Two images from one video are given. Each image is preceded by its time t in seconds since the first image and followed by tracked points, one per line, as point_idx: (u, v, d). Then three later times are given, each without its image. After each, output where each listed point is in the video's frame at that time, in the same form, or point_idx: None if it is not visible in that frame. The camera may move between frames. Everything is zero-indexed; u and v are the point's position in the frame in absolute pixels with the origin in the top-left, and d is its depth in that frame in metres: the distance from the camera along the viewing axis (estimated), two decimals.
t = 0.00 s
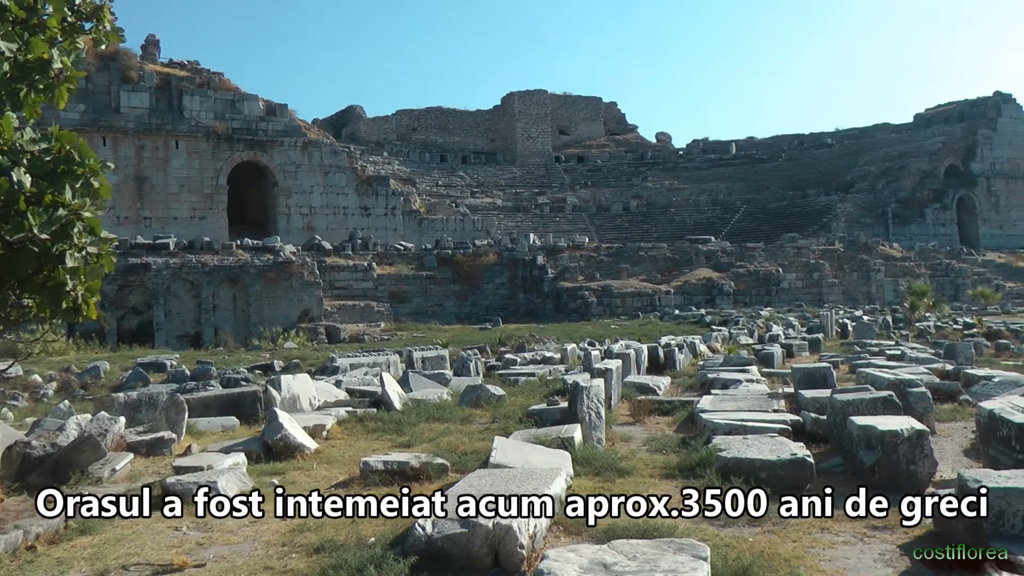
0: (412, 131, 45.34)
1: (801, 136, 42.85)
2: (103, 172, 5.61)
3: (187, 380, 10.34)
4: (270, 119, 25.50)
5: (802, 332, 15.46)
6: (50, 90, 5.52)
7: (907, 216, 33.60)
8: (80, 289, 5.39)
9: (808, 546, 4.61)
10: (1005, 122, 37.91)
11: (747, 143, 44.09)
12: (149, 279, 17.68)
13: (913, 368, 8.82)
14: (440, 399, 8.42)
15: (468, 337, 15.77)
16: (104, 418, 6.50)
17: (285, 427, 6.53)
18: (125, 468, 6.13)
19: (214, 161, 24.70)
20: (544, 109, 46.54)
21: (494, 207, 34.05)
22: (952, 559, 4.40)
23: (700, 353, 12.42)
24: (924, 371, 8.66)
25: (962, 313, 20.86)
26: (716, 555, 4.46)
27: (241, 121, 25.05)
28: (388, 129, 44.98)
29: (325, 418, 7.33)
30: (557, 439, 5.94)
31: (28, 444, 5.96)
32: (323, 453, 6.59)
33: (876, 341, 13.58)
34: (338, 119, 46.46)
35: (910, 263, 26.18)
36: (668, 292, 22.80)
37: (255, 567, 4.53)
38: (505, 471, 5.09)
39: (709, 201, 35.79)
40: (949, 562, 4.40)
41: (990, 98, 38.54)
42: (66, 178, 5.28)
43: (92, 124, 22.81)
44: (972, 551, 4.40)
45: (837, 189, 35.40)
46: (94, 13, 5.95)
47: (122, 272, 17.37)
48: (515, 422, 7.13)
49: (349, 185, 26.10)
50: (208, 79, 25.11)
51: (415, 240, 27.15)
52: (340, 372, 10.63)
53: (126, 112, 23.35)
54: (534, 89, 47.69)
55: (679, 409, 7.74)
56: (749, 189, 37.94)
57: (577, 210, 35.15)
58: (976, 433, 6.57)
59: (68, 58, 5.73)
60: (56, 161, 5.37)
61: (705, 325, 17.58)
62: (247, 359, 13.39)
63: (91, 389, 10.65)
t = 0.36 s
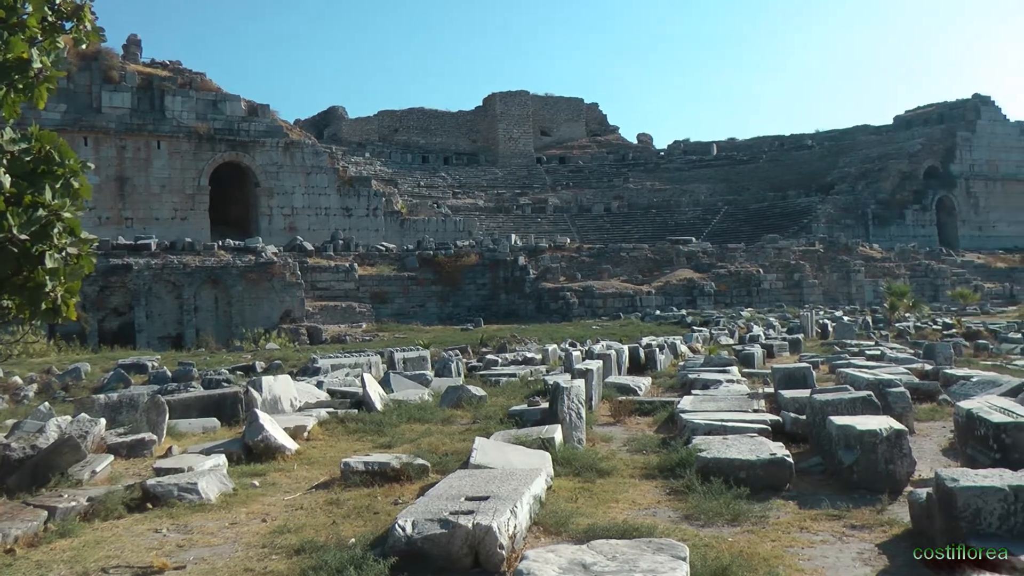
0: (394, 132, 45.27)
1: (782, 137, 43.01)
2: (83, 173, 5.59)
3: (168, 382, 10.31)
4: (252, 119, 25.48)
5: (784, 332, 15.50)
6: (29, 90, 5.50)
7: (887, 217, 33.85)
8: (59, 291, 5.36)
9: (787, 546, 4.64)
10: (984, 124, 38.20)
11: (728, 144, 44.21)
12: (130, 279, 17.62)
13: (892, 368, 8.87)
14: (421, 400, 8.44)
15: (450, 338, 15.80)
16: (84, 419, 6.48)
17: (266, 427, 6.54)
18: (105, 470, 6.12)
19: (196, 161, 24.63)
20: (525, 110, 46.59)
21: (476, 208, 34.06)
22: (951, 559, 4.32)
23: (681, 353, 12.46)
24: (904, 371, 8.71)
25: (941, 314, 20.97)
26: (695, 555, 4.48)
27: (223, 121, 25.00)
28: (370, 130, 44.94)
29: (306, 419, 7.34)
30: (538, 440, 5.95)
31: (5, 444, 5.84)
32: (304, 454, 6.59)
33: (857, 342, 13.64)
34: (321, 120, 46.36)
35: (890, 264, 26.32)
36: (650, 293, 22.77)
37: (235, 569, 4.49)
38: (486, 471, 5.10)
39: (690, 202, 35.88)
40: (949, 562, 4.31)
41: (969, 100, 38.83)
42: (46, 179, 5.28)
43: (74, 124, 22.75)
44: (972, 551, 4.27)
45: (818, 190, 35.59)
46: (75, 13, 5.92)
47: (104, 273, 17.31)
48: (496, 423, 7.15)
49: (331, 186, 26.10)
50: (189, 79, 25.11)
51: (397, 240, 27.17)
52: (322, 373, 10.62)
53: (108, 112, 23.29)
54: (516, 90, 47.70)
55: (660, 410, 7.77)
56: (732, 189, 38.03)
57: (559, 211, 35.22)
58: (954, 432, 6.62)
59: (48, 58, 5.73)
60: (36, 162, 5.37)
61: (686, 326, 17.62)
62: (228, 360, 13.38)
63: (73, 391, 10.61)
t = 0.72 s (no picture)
0: (375, 132, 45.19)
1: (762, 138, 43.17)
2: (63, 173, 5.52)
3: (148, 383, 10.28)
4: (233, 119, 25.43)
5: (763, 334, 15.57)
6: (9, 88, 5.46)
7: (866, 219, 34.09)
8: (40, 291, 5.29)
9: (766, 547, 4.66)
10: (962, 127, 38.39)
11: (709, 145, 44.35)
12: (111, 280, 17.54)
13: (870, 369, 8.94)
14: (401, 400, 8.45)
15: (431, 338, 15.81)
16: (64, 421, 6.45)
17: (246, 428, 6.53)
18: (85, 472, 6.10)
19: (177, 160, 24.55)
20: (507, 111, 46.61)
21: (457, 208, 34.07)
22: (951, 559, 4.25)
23: (661, 354, 12.51)
24: (883, 372, 8.78)
25: (920, 315, 21.10)
26: (675, 555, 4.49)
27: (204, 120, 24.97)
28: (351, 130, 44.83)
29: (287, 419, 7.34)
30: (518, 441, 5.97)
31: None
32: (284, 455, 6.60)
33: (836, 343, 13.73)
34: (302, 120, 46.23)
35: (870, 265, 26.44)
36: (630, 294, 22.78)
37: (215, 571, 4.47)
38: (466, 471, 5.11)
39: (671, 203, 35.97)
40: (949, 562, 4.25)
41: (948, 102, 39.09)
42: (27, 178, 5.19)
43: (54, 122, 22.65)
44: (970, 551, 4.26)
45: (798, 191, 35.75)
46: (55, 12, 5.88)
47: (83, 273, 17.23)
48: (476, 424, 7.17)
49: (313, 185, 26.09)
50: (171, 78, 25.05)
51: (379, 240, 27.18)
52: (303, 373, 10.61)
53: (89, 111, 23.22)
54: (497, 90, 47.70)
55: (639, 411, 7.81)
56: (716, 190, 38.11)
57: (540, 211, 35.23)
58: (932, 432, 6.68)
59: (26, 56, 5.68)
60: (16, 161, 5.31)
61: (666, 327, 17.66)
62: (209, 360, 13.36)
63: (52, 392, 10.56)
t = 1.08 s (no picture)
0: (357, 132, 45.11)
1: (743, 140, 43.38)
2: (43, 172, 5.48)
3: (128, 383, 10.25)
4: (215, 118, 25.37)
5: (744, 335, 15.63)
6: None
7: (846, 220, 34.36)
8: (19, 291, 5.28)
9: (745, 546, 4.68)
10: (942, 129, 39.00)
11: (691, 147, 44.49)
12: (91, 279, 17.48)
13: (850, 370, 9.00)
14: (382, 401, 8.47)
15: (413, 339, 15.82)
16: (43, 422, 6.43)
17: (227, 429, 6.53)
18: (64, 473, 6.09)
19: (159, 160, 24.49)
20: (488, 112, 46.62)
21: (438, 209, 34.08)
22: (951, 559, 4.24)
23: (642, 355, 12.53)
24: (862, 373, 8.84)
25: (900, 316, 21.22)
26: (654, 555, 4.50)
27: (185, 120, 24.94)
28: (333, 130, 44.73)
29: (267, 420, 7.34)
30: (498, 441, 5.99)
31: None
32: (265, 455, 6.60)
33: (815, 343, 13.82)
34: (283, 120, 46.11)
35: (850, 266, 26.54)
36: (611, 295, 22.78)
37: (194, 571, 4.46)
38: (446, 472, 5.12)
39: (653, 204, 36.05)
40: (949, 562, 4.24)
41: (928, 106, 39.61)
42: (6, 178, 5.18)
43: (35, 122, 22.57)
44: (970, 551, 4.27)
45: (779, 193, 35.88)
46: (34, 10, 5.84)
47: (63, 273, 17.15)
48: (456, 424, 7.18)
49: (294, 186, 26.08)
50: (152, 77, 25.01)
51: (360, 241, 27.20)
52: (284, 374, 10.60)
53: (69, 111, 23.17)
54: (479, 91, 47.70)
55: (619, 411, 7.84)
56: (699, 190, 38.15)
57: (521, 212, 35.25)
58: (910, 432, 6.74)
59: (7, 54, 5.65)
60: None
61: (646, 327, 17.70)
62: (190, 361, 13.33)
63: (31, 392, 10.51)
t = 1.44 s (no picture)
0: (337, 133, 45.00)
1: (725, 140, 43.53)
2: (21, 173, 5.38)
3: (109, 384, 10.22)
4: (195, 119, 25.34)
5: (724, 335, 15.71)
6: None
7: (826, 220, 34.35)
8: None
9: (725, 546, 4.70)
10: (922, 130, 39.20)
11: (671, 147, 44.63)
12: (72, 280, 17.40)
13: (831, 370, 9.06)
14: (363, 402, 8.49)
15: (394, 340, 15.80)
16: (23, 423, 6.45)
17: (207, 430, 6.53)
18: (45, 474, 6.07)
19: (139, 160, 24.42)
20: (469, 112, 46.60)
21: (419, 210, 34.07)
22: (950, 559, 4.23)
23: (622, 356, 12.57)
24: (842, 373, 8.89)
25: (882, 316, 21.35)
26: (634, 554, 4.51)
27: (166, 120, 24.87)
28: (313, 131, 44.60)
29: (248, 420, 7.34)
30: (479, 441, 6.01)
31: None
32: (245, 456, 6.60)
33: (795, 344, 13.91)
34: (264, 120, 45.95)
35: (830, 267, 26.63)
36: (592, 295, 22.80)
37: (174, 573, 4.45)
38: (427, 472, 5.13)
39: (633, 205, 36.15)
40: (949, 562, 4.22)
41: (907, 107, 39.71)
42: None
43: (15, 122, 22.45)
44: (971, 551, 4.26)
45: (759, 194, 36.03)
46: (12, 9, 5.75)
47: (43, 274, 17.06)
48: (437, 424, 7.20)
49: (275, 186, 26.11)
50: (132, 77, 24.93)
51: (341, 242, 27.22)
52: (265, 375, 10.59)
53: (49, 110, 23.06)
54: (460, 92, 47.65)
55: (600, 412, 7.88)
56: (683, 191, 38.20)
57: (502, 213, 35.25)
58: (889, 432, 6.79)
59: None
60: None
61: (628, 328, 17.75)
62: (171, 362, 13.32)
63: (11, 394, 10.46)
